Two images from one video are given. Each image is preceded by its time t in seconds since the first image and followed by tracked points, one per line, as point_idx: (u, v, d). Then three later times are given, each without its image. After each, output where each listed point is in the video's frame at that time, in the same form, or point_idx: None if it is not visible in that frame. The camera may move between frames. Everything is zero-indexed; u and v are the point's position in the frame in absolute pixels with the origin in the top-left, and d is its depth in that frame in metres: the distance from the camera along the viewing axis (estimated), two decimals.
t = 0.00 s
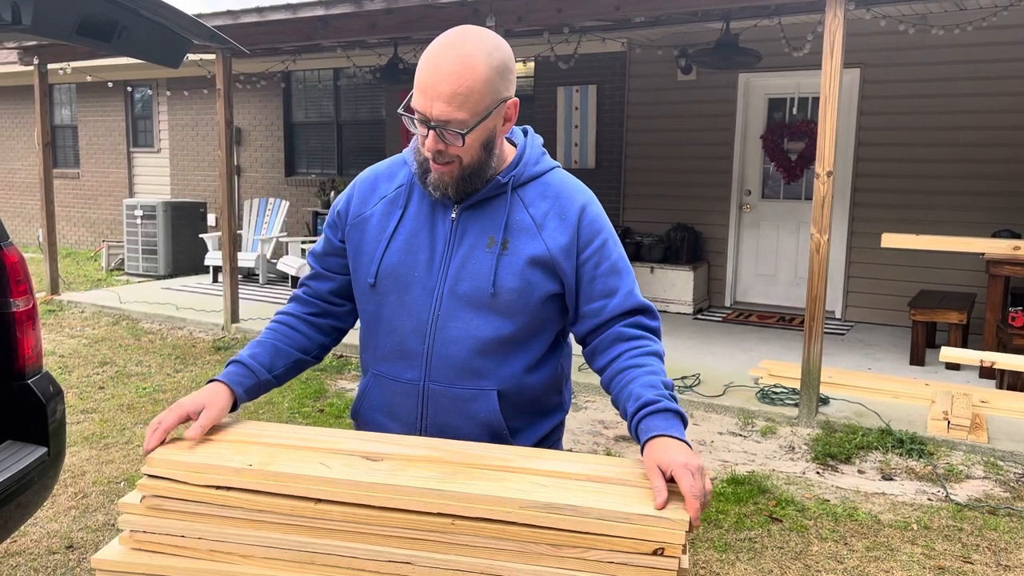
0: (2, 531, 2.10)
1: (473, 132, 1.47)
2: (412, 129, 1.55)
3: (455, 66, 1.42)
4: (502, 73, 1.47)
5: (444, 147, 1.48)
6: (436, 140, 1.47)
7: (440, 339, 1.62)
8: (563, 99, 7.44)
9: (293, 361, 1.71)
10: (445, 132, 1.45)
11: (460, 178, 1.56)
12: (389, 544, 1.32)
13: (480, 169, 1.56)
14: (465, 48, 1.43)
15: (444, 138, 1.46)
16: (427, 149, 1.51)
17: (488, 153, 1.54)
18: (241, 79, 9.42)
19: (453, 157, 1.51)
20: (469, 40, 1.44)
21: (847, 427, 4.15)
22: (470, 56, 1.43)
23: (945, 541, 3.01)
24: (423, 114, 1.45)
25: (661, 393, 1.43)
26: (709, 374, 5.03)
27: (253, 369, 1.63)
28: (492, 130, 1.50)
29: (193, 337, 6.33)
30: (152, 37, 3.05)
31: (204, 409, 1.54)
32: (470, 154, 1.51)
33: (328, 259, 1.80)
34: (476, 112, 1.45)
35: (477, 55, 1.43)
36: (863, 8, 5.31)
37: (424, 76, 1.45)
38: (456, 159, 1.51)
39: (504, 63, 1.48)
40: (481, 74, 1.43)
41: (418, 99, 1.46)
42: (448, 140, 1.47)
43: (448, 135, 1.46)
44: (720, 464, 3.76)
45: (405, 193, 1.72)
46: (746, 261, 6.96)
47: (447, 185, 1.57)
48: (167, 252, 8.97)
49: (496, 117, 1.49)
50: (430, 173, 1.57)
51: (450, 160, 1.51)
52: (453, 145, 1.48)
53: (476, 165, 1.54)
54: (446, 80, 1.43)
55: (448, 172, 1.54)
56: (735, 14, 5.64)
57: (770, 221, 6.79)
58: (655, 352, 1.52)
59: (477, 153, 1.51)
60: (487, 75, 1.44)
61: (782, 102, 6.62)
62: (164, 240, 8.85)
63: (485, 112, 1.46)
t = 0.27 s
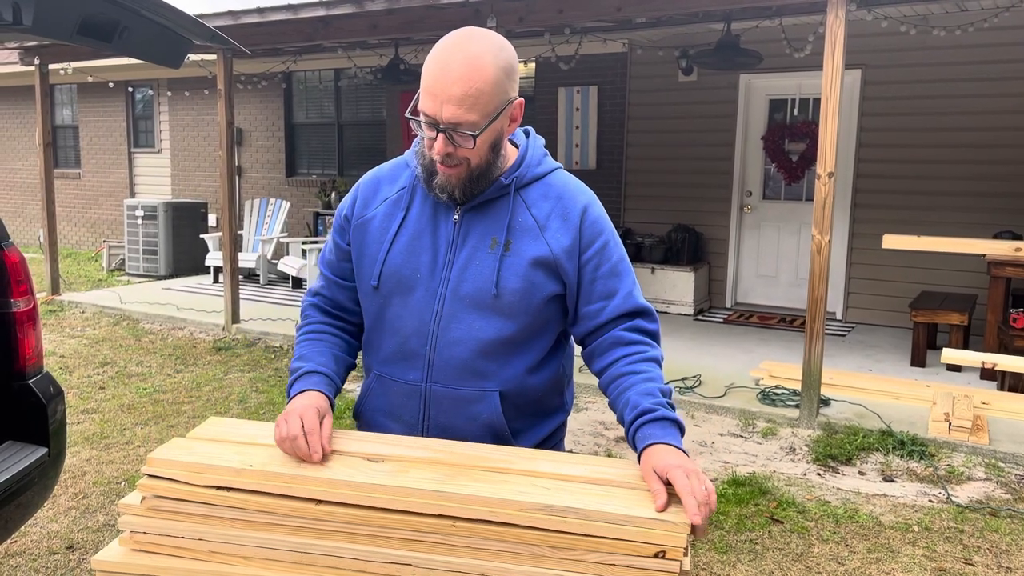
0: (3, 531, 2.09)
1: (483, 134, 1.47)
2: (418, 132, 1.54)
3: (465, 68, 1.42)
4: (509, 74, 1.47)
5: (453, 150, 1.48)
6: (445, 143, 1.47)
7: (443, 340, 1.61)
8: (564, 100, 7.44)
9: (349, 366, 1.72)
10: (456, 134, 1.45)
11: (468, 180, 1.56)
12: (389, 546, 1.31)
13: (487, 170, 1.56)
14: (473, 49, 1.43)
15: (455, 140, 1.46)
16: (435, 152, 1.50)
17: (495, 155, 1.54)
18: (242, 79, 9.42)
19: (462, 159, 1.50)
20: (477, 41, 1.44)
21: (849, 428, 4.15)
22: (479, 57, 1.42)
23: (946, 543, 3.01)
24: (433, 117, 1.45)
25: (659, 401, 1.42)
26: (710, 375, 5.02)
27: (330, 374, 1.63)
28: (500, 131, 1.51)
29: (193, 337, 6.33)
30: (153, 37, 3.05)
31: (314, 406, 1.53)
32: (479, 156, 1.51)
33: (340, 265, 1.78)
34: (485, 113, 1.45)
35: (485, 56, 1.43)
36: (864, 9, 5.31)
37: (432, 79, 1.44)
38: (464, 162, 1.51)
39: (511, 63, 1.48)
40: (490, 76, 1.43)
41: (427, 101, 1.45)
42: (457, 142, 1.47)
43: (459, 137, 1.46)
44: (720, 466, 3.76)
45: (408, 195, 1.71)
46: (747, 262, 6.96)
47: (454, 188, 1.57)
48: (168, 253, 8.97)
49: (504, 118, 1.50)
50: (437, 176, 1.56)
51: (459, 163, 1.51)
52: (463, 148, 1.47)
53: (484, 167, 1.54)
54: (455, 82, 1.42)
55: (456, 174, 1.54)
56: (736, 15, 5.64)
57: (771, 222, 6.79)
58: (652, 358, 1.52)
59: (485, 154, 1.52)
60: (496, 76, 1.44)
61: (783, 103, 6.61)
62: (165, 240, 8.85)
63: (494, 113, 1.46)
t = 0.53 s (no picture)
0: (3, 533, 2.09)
1: (496, 142, 1.46)
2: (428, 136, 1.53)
3: (480, 75, 1.41)
4: (523, 82, 1.47)
5: (465, 157, 1.47)
6: (457, 150, 1.46)
7: (451, 344, 1.61)
8: (565, 101, 7.44)
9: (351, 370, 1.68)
10: (468, 141, 1.45)
11: (477, 187, 1.55)
12: (389, 548, 1.31)
13: (496, 177, 1.56)
14: (489, 56, 1.42)
15: (468, 147, 1.46)
16: (446, 158, 1.50)
17: (505, 162, 1.54)
18: (243, 80, 9.42)
19: (473, 167, 1.50)
20: (493, 48, 1.43)
21: (849, 430, 4.15)
22: (495, 64, 1.42)
23: (946, 545, 3.01)
24: (447, 122, 1.44)
25: (605, 395, 1.46)
26: (711, 376, 5.02)
27: (340, 381, 1.59)
28: (512, 138, 1.50)
29: (194, 338, 6.33)
30: (154, 38, 3.05)
31: (333, 416, 1.48)
32: (490, 164, 1.50)
33: (343, 265, 1.73)
34: (499, 121, 1.45)
35: (501, 64, 1.43)
36: (865, 10, 5.31)
37: (445, 85, 1.43)
38: (475, 168, 1.50)
39: (524, 71, 1.48)
40: (505, 83, 1.43)
41: (441, 107, 1.44)
42: (470, 149, 1.46)
43: (471, 144, 1.45)
44: (720, 467, 3.75)
45: (414, 197, 1.69)
46: (748, 263, 6.95)
47: (463, 195, 1.56)
48: (169, 254, 8.96)
49: (517, 126, 1.50)
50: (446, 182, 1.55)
51: (470, 170, 1.50)
52: (476, 155, 1.47)
53: (494, 175, 1.54)
54: (470, 89, 1.42)
55: (466, 181, 1.53)
56: (737, 16, 5.64)
57: (772, 223, 6.78)
58: (627, 360, 1.53)
59: (496, 161, 1.51)
60: (510, 84, 1.44)
61: (784, 104, 6.61)
62: (165, 241, 8.85)
63: (507, 121, 1.46)
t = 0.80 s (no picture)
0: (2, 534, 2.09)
1: (514, 156, 1.47)
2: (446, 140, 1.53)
3: (506, 89, 1.41)
4: (546, 95, 1.47)
5: (481, 167, 1.48)
6: (475, 160, 1.47)
7: (452, 348, 1.60)
8: (565, 102, 7.44)
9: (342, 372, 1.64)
10: (486, 152, 1.45)
11: (489, 195, 1.56)
12: (388, 551, 1.30)
13: (509, 186, 1.57)
14: (516, 69, 1.41)
15: (485, 159, 1.46)
16: (463, 165, 1.50)
17: (520, 172, 1.55)
18: (243, 81, 9.43)
19: (488, 176, 1.51)
20: (521, 61, 1.42)
21: (849, 432, 4.14)
22: (521, 78, 1.41)
23: (947, 547, 3.00)
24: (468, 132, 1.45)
25: (578, 405, 1.45)
26: (711, 378, 5.01)
27: (333, 386, 1.56)
28: (529, 151, 1.51)
29: (194, 339, 6.32)
30: (155, 40, 3.05)
31: (336, 420, 1.48)
32: (505, 174, 1.51)
33: (345, 262, 1.71)
34: (519, 135, 1.45)
35: (527, 79, 1.42)
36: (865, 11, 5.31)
37: (469, 94, 1.42)
38: (490, 178, 1.51)
39: (549, 84, 1.47)
40: (530, 99, 1.43)
41: (463, 116, 1.44)
42: (487, 161, 1.47)
43: (489, 156, 1.46)
44: (721, 469, 3.75)
45: (421, 200, 1.68)
46: (748, 265, 6.95)
47: (474, 202, 1.57)
48: (169, 255, 8.96)
49: (536, 139, 1.50)
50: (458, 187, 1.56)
51: (485, 179, 1.51)
52: (493, 166, 1.48)
53: (508, 184, 1.55)
54: (494, 102, 1.41)
55: (480, 189, 1.54)
56: (738, 17, 5.64)
57: (772, 225, 6.78)
58: (609, 372, 1.52)
59: (512, 173, 1.52)
60: (535, 99, 1.44)
61: (784, 106, 6.61)
62: (165, 242, 8.85)
63: (527, 136, 1.47)
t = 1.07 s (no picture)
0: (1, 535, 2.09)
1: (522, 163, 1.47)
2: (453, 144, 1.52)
3: (516, 96, 1.40)
4: (555, 103, 1.47)
5: (489, 173, 1.48)
6: (482, 166, 1.46)
7: (453, 351, 1.60)
8: (565, 103, 7.44)
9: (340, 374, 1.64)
10: (495, 159, 1.45)
11: (494, 199, 1.56)
12: (387, 552, 1.30)
13: (514, 191, 1.57)
14: (527, 77, 1.41)
15: (493, 165, 1.46)
16: (469, 170, 1.50)
17: (525, 178, 1.55)
18: (244, 82, 9.44)
19: (495, 182, 1.51)
20: (531, 69, 1.42)
21: (849, 433, 4.14)
22: (531, 86, 1.41)
23: (947, 549, 3.00)
24: (476, 138, 1.44)
25: (579, 409, 1.45)
26: (711, 379, 5.01)
27: (334, 388, 1.56)
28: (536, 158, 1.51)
29: (194, 340, 6.32)
30: (155, 41, 3.06)
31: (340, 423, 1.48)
32: (511, 180, 1.51)
33: (348, 262, 1.71)
34: (528, 143, 1.45)
35: (538, 87, 1.42)
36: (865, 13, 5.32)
37: (480, 100, 1.42)
38: (496, 183, 1.51)
39: (558, 92, 1.47)
40: (540, 107, 1.43)
41: (472, 122, 1.43)
42: (495, 167, 1.46)
43: (497, 163, 1.46)
44: (721, 471, 3.75)
45: (424, 202, 1.68)
46: (748, 266, 6.95)
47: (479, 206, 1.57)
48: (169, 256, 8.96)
49: (543, 146, 1.50)
50: (463, 191, 1.56)
51: (491, 184, 1.51)
52: (500, 173, 1.48)
53: (513, 189, 1.55)
54: (504, 109, 1.41)
55: (485, 193, 1.54)
56: (737, 19, 5.65)
57: (772, 226, 6.78)
58: (609, 375, 1.53)
59: (518, 179, 1.52)
60: (545, 108, 1.44)
61: (784, 107, 6.61)
62: (166, 243, 8.85)
63: (535, 144, 1.47)
